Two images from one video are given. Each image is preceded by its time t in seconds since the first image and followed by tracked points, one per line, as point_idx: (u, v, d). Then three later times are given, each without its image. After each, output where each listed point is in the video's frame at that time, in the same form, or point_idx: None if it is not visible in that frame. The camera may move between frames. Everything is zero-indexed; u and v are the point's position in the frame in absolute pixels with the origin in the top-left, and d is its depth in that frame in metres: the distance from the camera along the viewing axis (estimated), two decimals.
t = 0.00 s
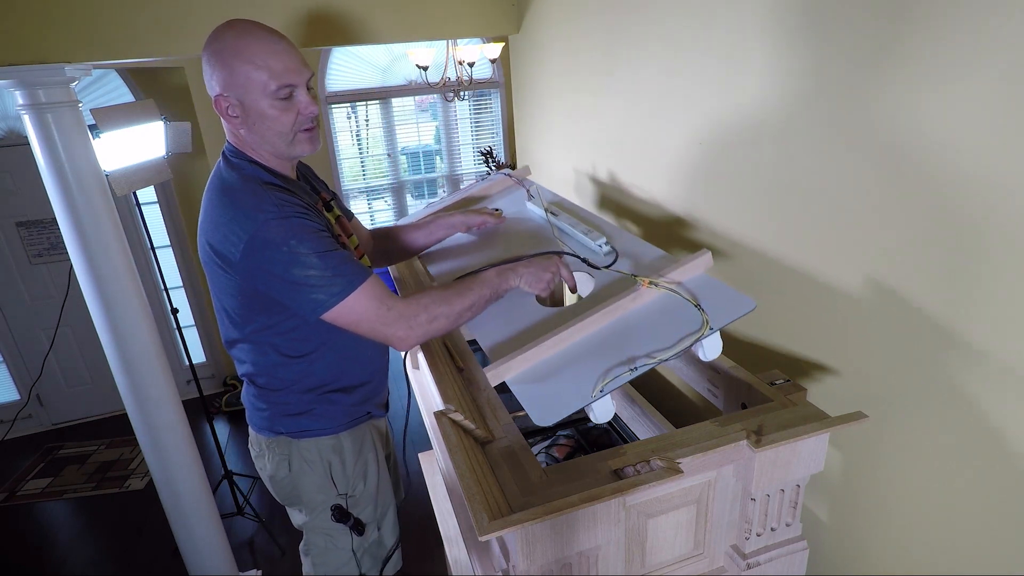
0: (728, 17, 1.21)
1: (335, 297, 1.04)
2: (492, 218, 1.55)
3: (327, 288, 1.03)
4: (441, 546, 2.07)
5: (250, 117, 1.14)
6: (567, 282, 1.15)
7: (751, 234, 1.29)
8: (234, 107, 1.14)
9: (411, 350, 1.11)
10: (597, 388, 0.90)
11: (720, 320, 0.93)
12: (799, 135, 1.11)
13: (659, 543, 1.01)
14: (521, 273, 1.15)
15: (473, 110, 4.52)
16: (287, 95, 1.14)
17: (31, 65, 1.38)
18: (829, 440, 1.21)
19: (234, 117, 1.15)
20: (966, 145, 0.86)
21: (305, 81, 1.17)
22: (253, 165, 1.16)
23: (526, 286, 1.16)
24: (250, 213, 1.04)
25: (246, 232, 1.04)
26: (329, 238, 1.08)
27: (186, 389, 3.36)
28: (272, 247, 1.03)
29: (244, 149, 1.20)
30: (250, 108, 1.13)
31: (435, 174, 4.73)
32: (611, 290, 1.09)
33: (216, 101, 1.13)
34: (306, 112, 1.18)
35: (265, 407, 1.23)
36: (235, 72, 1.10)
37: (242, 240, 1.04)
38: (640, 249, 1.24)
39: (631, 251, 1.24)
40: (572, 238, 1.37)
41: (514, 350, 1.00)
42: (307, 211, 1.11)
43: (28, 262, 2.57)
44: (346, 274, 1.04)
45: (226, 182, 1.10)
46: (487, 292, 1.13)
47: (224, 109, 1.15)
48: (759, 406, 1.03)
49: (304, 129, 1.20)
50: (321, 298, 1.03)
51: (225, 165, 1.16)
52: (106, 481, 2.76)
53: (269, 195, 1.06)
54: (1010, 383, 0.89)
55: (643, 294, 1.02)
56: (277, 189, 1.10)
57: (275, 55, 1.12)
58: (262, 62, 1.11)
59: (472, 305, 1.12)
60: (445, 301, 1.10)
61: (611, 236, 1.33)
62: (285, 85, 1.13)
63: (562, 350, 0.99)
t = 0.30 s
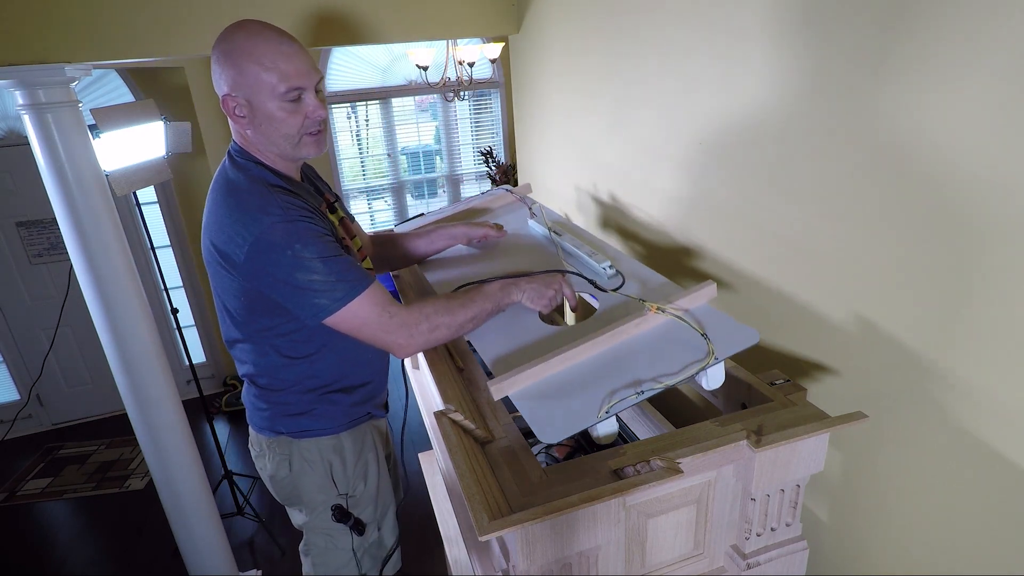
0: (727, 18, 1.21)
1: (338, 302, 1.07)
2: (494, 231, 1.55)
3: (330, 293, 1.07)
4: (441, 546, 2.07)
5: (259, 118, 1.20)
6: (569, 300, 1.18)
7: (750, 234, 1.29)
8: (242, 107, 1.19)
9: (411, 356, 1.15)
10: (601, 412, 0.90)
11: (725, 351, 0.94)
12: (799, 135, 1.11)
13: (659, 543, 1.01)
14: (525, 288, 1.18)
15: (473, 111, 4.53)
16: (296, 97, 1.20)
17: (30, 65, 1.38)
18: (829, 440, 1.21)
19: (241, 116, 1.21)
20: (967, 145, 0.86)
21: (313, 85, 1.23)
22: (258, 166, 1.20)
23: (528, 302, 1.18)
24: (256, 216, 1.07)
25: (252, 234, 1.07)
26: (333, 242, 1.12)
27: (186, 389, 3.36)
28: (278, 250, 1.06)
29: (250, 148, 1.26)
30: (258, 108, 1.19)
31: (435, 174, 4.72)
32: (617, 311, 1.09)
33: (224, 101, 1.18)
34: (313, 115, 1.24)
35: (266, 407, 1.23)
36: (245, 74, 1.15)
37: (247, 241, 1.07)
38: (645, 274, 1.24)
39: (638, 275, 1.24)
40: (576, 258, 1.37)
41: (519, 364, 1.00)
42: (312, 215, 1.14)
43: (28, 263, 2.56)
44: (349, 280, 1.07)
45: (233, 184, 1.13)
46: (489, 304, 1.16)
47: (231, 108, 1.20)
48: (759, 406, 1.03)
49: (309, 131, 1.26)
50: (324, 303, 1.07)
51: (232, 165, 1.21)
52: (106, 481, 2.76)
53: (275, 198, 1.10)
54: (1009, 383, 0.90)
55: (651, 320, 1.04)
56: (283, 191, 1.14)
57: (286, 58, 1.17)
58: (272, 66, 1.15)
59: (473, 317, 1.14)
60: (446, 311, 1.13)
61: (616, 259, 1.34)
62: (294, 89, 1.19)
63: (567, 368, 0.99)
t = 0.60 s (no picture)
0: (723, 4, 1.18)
1: (329, 298, 1.04)
2: (493, 236, 1.54)
3: (320, 290, 1.04)
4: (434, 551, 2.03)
5: (251, 108, 1.17)
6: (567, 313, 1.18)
7: (745, 232, 1.27)
8: (234, 96, 1.16)
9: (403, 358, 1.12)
10: (599, 430, 0.90)
11: (727, 375, 0.96)
12: (795, 131, 1.09)
13: (659, 548, 0.98)
14: (523, 297, 1.17)
15: (467, 102, 4.50)
16: (290, 87, 1.17)
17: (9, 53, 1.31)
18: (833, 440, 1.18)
19: (233, 106, 1.18)
20: (968, 146, 0.84)
21: (308, 74, 1.20)
22: (248, 158, 1.16)
23: (526, 312, 1.17)
24: (244, 209, 1.04)
25: (239, 227, 1.04)
26: (324, 237, 1.08)
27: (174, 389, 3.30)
28: (266, 245, 1.03)
29: (240, 140, 1.22)
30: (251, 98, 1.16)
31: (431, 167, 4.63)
32: (618, 326, 1.11)
33: (217, 90, 1.16)
34: (307, 105, 1.21)
35: (253, 408, 1.19)
36: (238, 62, 1.12)
37: (235, 234, 1.04)
38: (648, 290, 1.25)
39: (641, 290, 1.25)
40: (577, 270, 1.36)
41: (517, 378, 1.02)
42: (303, 208, 1.11)
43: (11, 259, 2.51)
44: (340, 276, 1.04)
45: (222, 176, 1.10)
46: (485, 309, 1.15)
47: (223, 98, 1.17)
48: (762, 407, 0.99)
49: (303, 123, 1.23)
50: (313, 299, 1.04)
51: (221, 156, 1.17)
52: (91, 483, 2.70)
53: (263, 190, 1.06)
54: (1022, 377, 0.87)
55: (653, 338, 1.06)
56: (273, 184, 1.11)
57: (281, 47, 1.14)
58: (267, 54, 1.13)
59: (468, 322, 1.14)
60: (442, 315, 1.11)
61: (618, 274, 1.34)
62: (288, 78, 1.16)
63: (564, 386, 1.00)
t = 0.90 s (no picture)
0: None
1: (302, 288, 0.95)
2: (481, 232, 1.43)
3: (293, 278, 0.94)
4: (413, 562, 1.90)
5: (222, 81, 1.06)
6: (561, 316, 1.10)
7: (733, 224, 1.20)
8: (203, 69, 1.06)
9: (380, 356, 1.03)
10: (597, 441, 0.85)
11: (737, 388, 0.89)
12: (789, 119, 1.02)
13: (660, 563, 0.90)
14: (514, 298, 1.09)
15: (450, 75, 4.37)
16: (264, 60, 1.06)
17: None
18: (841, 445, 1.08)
19: (202, 80, 1.07)
20: (1006, 111, 0.75)
21: (285, 47, 1.09)
22: (217, 135, 1.07)
23: (517, 313, 1.09)
24: (213, 188, 0.95)
25: (207, 209, 0.95)
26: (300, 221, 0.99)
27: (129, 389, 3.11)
28: (235, 228, 0.94)
29: (207, 116, 1.12)
30: (221, 71, 1.05)
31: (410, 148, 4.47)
32: (618, 330, 1.06)
33: (183, 61, 1.05)
34: (283, 80, 1.10)
35: (214, 411, 1.10)
36: (208, 32, 1.02)
37: (201, 216, 0.95)
38: (646, 292, 1.18)
39: (640, 292, 1.19)
40: (573, 271, 1.26)
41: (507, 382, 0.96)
42: (278, 189, 1.02)
43: None
44: (315, 264, 0.95)
45: (190, 153, 1.01)
46: (473, 308, 1.07)
47: (190, 71, 1.07)
48: (772, 409, 0.91)
49: (278, 99, 1.12)
50: (285, 289, 0.95)
51: (187, 131, 1.08)
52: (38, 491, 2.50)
53: (233, 169, 0.97)
54: None
55: (657, 346, 0.99)
56: (244, 163, 1.02)
57: (256, 16, 1.04)
58: (240, 24, 1.03)
59: (455, 322, 1.05)
60: (427, 312, 1.03)
61: (615, 275, 1.26)
62: (262, 50, 1.05)
63: (559, 393, 0.95)
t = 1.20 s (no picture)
0: None
1: (274, 280, 0.87)
2: (470, 223, 1.35)
3: (264, 268, 0.86)
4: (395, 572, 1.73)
5: (189, 54, 0.97)
6: (554, 315, 1.03)
7: (722, 217, 1.13)
8: (169, 40, 0.96)
9: (358, 352, 0.95)
10: (591, 450, 0.78)
11: (744, 397, 0.83)
12: (785, 106, 0.96)
13: None
14: (505, 294, 1.01)
15: (433, 49, 4.06)
16: (236, 31, 0.97)
17: None
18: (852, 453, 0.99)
19: (168, 53, 0.98)
20: None
21: (258, 18, 1.00)
22: (183, 113, 0.98)
23: (507, 311, 1.01)
24: (178, 170, 0.87)
25: (170, 193, 0.86)
26: (273, 208, 0.91)
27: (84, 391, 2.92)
28: (202, 213, 0.86)
29: (173, 93, 1.02)
30: (188, 43, 0.96)
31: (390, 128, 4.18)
32: (616, 333, 0.99)
33: (147, 32, 0.96)
34: (256, 54, 1.01)
35: (178, 411, 1.01)
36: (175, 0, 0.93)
37: (165, 201, 0.87)
38: (647, 291, 1.11)
39: (640, 291, 1.11)
40: (567, 268, 1.20)
41: (495, 384, 0.90)
42: (249, 173, 0.93)
43: None
44: (288, 253, 0.87)
45: (154, 133, 0.93)
46: (460, 304, 0.99)
47: (155, 42, 0.97)
48: (782, 410, 0.85)
49: (250, 74, 1.03)
50: (256, 280, 0.86)
51: (150, 108, 0.99)
52: None
53: (200, 150, 0.89)
54: None
55: (657, 350, 0.92)
56: (213, 144, 0.93)
57: None
58: None
59: (440, 318, 0.97)
60: (410, 306, 0.95)
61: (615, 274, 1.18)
62: (233, 21, 0.96)
63: (552, 397, 0.88)
